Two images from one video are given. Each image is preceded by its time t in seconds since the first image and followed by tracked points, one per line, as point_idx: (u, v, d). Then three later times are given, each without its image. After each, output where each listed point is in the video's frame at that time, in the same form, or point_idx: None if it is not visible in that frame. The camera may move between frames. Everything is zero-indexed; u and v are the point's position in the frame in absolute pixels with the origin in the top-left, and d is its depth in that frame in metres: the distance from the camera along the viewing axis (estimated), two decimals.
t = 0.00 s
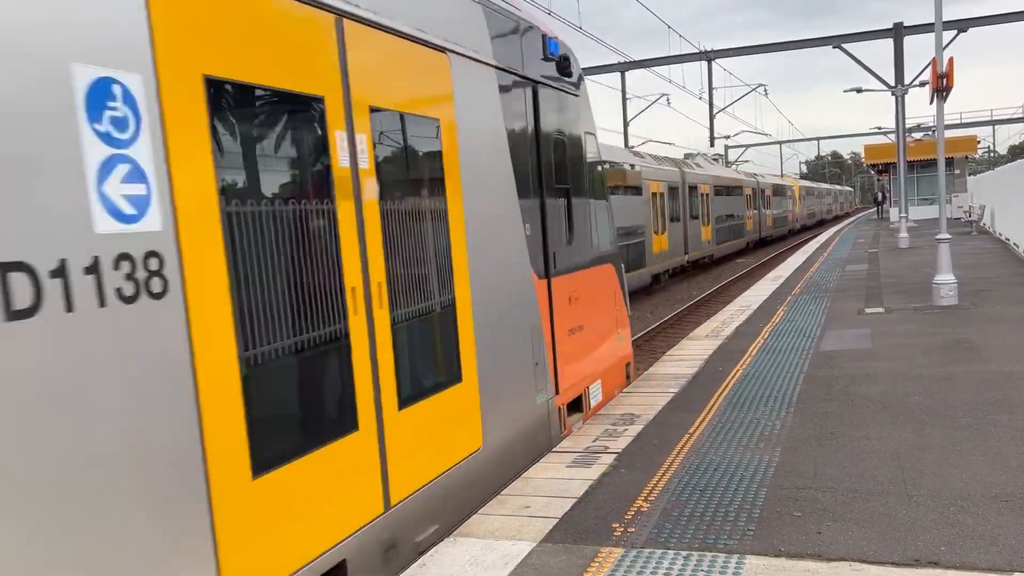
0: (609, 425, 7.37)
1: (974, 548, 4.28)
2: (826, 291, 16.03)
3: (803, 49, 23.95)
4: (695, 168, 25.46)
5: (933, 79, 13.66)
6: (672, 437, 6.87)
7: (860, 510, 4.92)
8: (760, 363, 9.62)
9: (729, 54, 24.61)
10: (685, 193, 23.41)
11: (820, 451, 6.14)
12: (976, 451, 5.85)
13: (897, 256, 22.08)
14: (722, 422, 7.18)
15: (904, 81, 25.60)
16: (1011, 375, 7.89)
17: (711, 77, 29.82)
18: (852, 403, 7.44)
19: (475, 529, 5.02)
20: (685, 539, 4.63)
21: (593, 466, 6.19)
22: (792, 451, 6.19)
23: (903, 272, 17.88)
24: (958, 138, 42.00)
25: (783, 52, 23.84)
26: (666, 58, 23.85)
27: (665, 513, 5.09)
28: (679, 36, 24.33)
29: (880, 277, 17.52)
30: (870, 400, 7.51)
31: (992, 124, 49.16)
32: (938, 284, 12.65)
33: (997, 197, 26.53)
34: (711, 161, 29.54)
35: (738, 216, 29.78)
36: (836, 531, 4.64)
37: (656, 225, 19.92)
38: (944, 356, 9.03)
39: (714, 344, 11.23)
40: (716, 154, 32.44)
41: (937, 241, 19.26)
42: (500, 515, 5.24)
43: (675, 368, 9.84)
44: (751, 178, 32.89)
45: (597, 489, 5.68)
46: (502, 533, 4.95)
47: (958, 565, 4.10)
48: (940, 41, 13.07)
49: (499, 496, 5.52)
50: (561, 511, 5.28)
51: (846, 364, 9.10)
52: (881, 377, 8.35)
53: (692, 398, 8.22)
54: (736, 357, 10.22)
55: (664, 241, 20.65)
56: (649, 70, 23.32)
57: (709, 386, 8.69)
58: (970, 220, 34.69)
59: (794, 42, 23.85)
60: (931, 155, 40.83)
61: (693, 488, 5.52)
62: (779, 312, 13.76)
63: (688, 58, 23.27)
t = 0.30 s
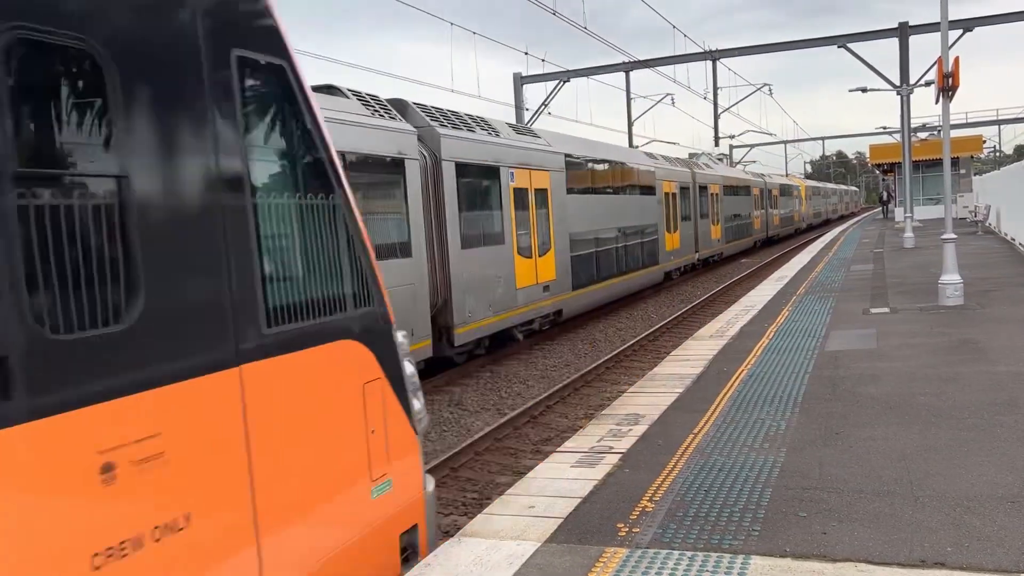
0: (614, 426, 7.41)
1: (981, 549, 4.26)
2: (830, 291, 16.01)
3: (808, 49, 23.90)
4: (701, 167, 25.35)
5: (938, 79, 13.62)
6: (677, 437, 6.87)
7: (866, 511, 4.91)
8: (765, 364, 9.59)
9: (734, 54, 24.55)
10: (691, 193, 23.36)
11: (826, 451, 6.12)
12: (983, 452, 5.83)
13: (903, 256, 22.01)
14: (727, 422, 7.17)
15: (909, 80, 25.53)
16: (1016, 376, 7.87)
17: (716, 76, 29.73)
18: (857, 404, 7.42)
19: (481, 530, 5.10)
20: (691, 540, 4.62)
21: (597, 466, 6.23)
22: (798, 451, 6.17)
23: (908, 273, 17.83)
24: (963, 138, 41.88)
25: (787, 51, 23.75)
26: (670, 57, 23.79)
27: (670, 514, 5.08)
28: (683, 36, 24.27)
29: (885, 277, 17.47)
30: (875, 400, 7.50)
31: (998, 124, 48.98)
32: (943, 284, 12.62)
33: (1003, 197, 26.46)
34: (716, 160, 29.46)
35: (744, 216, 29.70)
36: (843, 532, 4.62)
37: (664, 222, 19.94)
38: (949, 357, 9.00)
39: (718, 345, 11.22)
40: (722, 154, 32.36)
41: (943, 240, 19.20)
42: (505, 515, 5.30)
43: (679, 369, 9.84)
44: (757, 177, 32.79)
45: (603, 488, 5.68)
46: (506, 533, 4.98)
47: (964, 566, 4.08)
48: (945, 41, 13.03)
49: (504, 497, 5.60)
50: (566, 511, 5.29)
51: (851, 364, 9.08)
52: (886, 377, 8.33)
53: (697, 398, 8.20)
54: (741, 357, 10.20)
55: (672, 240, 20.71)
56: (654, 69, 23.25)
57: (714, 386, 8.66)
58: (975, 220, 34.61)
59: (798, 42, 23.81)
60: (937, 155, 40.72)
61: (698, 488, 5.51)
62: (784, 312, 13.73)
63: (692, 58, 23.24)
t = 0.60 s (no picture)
0: (618, 426, 7.42)
1: (987, 549, 4.25)
2: (835, 291, 15.97)
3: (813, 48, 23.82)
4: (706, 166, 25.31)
5: (944, 77, 13.57)
6: (682, 436, 6.85)
7: (870, 511, 4.90)
8: (769, 363, 9.57)
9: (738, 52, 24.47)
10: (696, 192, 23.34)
11: (831, 451, 6.11)
12: (988, 452, 5.81)
13: (908, 256, 21.95)
14: (732, 422, 7.16)
15: (914, 79, 25.44)
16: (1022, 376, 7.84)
17: (720, 76, 29.65)
18: (862, 404, 7.40)
19: (484, 530, 5.13)
20: (695, 540, 4.61)
21: (601, 466, 6.23)
22: (803, 452, 6.16)
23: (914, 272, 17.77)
24: (968, 137, 41.73)
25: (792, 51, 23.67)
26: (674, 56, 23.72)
27: (675, 513, 5.08)
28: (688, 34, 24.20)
29: (890, 277, 17.42)
30: (880, 400, 7.48)
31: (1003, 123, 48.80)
32: (948, 284, 12.58)
33: (1008, 197, 26.35)
34: (721, 160, 29.38)
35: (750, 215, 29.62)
36: (848, 533, 4.61)
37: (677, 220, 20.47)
38: (954, 356, 8.98)
39: (722, 345, 11.21)
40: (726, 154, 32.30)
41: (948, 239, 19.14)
42: (509, 515, 5.33)
43: (683, 368, 9.84)
44: (763, 177, 32.69)
45: (607, 488, 5.68)
46: (510, 533, 5.01)
47: (970, 567, 4.07)
48: (951, 39, 12.98)
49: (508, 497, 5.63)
50: (570, 511, 5.29)
51: (856, 364, 9.06)
52: (891, 377, 8.31)
53: (701, 398, 8.19)
54: (746, 357, 10.17)
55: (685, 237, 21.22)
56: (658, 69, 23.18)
57: (719, 386, 8.65)
58: (981, 220, 34.49)
59: (803, 41, 23.72)
60: (942, 154, 40.58)
61: (703, 488, 5.51)
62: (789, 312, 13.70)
63: (697, 57, 23.17)
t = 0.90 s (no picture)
0: (622, 425, 7.42)
1: (993, 550, 4.24)
2: (839, 291, 15.93)
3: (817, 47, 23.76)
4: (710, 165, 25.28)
5: (949, 76, 13.53)
6: (687, 436, 6.85)
7: (875, 511, 4.89)
8: (774, 363, 9.54)
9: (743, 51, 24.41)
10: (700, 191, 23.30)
11: (835, 451, 6.09)
12: (993, 452, 5.80)
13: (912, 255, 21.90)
14: (737, 422, 7.14)
15: (919, 78, 25.36)
16: None
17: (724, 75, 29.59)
18: (867, 403, 7.39)
19: (488, 529, 5.13)
20: (700, 539, 4.61)
21: (605, 466, 6.22)
22: (807, 451, 6.15)
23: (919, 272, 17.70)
24: (973, 136, 41.56)
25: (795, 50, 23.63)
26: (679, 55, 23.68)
27: (679, 513, 5.08)
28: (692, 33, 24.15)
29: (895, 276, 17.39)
30: (885, 400, 7.46)
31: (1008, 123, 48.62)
32: (953, 284, 12.54)
33: (1014, 196, 26.23)
34: (726, 159, 29.36)
35: (757, 214, 29.64)
36: (853, 533, 4.61)
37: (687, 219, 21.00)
38: (960, 356, 8.95)
39: (726, 344, 11.19)
40: (730, 153, 32.24)
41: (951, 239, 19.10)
42: (513, 515, 5.32)
43: (687, 368, 9.83)
44: (769, 176, 32.64)
45: (611, 488, 5.67)
46: (514, 532, 5.01)
47: (975, 567, 4.06)
48: (956, 38, 12.94)
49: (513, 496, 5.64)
50: (574, 511, 5.28)
51: (860, 364, 9.04)
52: (896, 377, 8.29)
53: (705, 397, 8.18)
54: (750, 356, 10.14)
55: (695, 236, 21.70)
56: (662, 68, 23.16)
57: (723, 386, 8.64)
58: (986, 219, 34.35)
59: (807, 40, 23.66)
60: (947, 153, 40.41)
61: (707, 488, 5.50)
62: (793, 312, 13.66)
63: (702, 56, 23.13)
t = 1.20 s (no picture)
0: (626, 425, 7.40)
1: (998, 550, 4.22)
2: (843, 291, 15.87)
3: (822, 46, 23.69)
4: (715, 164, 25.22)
5: (954, 75, 13.49)
6: (691, 435, 6.84)
7: (880, 511, 4.88)
8: (778, 363, 9.51)
9: (747, 50, 24.35)
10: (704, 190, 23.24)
11: (840, 451, 6.07)
12: (998, 452, 5.78)
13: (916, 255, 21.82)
14: (741, 422, 7.13)
15: (924, 77, 25.28)
16: None
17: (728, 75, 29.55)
18: (871, 403, 7.36)
19: (491, 528, 5.12)
20: (704, 539, 4.60)
21: (608, 465, 6.22)
22: (811, 451, 6.13)
23: (924, 272, 17.63)
24: (978, 135, 41.40)
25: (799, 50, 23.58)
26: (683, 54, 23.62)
27: (683, 513, 5.07)
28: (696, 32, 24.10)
29: (899, 276, 17.34)
30: (890, 400, 7.44)
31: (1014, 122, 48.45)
32: (958, 283, 12.49)
33: (1019, 196, 26.10)
34: (731, 159, 29.33)
35: (764, 213, 29.62)
36: (857, 532, 4.60)
37: (698, 217, 21.40)
38: (965, 356, 8.91)
39: (730, 344, 11.16)
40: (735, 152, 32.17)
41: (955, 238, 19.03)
42: (517, 514, 5.32)
43: (690, 368, 9.82)
44: (774, 176, 32.59)
45: (614, 488, 5.65)
46: (517, 532, 5.00)
47: (979, 567, 4.05)
48: (961, 37, 12.90)
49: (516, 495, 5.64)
50: (577, 510, 5.27)
51: (864, 364, 9.01)
52: (901, 377, 8.26)
53: (709, 397, 8.16)
54: (754, 356, 10.12)
55: (706, 233, 22.05)
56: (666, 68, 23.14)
57: (727, 385, 8.62)
58: (991, 219, 34.21)
59: (812, 39, 23.60)
60: (952, 153, 40.25)
61: (711, 487, 5.49)
62: (797, 311, 13.62)
63: (706, 55, 23.07)
